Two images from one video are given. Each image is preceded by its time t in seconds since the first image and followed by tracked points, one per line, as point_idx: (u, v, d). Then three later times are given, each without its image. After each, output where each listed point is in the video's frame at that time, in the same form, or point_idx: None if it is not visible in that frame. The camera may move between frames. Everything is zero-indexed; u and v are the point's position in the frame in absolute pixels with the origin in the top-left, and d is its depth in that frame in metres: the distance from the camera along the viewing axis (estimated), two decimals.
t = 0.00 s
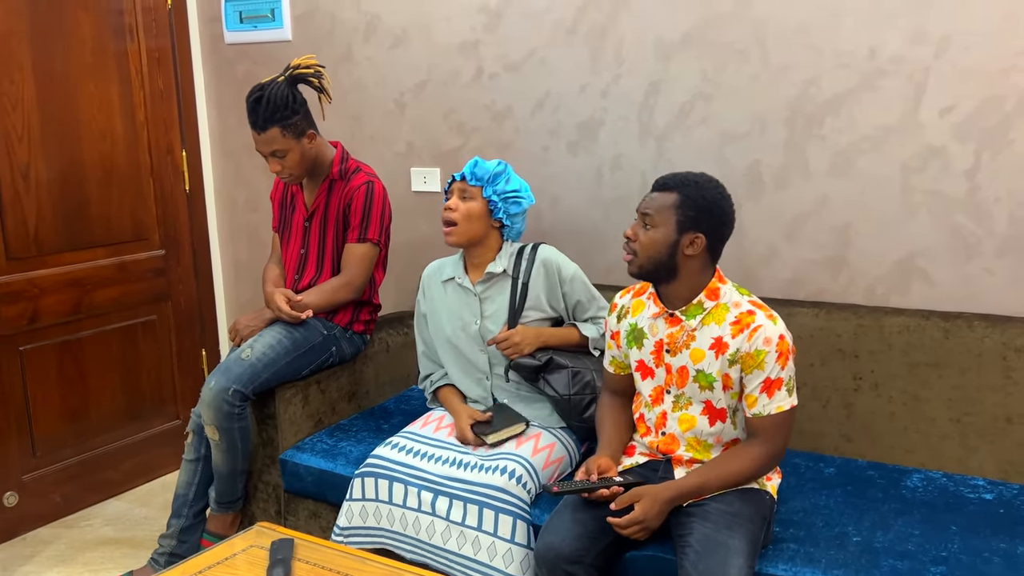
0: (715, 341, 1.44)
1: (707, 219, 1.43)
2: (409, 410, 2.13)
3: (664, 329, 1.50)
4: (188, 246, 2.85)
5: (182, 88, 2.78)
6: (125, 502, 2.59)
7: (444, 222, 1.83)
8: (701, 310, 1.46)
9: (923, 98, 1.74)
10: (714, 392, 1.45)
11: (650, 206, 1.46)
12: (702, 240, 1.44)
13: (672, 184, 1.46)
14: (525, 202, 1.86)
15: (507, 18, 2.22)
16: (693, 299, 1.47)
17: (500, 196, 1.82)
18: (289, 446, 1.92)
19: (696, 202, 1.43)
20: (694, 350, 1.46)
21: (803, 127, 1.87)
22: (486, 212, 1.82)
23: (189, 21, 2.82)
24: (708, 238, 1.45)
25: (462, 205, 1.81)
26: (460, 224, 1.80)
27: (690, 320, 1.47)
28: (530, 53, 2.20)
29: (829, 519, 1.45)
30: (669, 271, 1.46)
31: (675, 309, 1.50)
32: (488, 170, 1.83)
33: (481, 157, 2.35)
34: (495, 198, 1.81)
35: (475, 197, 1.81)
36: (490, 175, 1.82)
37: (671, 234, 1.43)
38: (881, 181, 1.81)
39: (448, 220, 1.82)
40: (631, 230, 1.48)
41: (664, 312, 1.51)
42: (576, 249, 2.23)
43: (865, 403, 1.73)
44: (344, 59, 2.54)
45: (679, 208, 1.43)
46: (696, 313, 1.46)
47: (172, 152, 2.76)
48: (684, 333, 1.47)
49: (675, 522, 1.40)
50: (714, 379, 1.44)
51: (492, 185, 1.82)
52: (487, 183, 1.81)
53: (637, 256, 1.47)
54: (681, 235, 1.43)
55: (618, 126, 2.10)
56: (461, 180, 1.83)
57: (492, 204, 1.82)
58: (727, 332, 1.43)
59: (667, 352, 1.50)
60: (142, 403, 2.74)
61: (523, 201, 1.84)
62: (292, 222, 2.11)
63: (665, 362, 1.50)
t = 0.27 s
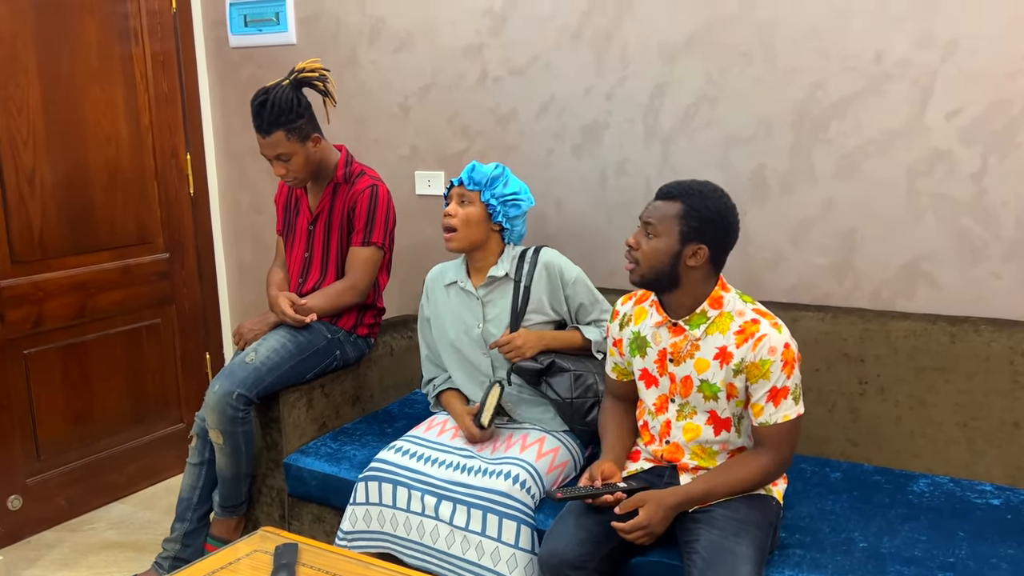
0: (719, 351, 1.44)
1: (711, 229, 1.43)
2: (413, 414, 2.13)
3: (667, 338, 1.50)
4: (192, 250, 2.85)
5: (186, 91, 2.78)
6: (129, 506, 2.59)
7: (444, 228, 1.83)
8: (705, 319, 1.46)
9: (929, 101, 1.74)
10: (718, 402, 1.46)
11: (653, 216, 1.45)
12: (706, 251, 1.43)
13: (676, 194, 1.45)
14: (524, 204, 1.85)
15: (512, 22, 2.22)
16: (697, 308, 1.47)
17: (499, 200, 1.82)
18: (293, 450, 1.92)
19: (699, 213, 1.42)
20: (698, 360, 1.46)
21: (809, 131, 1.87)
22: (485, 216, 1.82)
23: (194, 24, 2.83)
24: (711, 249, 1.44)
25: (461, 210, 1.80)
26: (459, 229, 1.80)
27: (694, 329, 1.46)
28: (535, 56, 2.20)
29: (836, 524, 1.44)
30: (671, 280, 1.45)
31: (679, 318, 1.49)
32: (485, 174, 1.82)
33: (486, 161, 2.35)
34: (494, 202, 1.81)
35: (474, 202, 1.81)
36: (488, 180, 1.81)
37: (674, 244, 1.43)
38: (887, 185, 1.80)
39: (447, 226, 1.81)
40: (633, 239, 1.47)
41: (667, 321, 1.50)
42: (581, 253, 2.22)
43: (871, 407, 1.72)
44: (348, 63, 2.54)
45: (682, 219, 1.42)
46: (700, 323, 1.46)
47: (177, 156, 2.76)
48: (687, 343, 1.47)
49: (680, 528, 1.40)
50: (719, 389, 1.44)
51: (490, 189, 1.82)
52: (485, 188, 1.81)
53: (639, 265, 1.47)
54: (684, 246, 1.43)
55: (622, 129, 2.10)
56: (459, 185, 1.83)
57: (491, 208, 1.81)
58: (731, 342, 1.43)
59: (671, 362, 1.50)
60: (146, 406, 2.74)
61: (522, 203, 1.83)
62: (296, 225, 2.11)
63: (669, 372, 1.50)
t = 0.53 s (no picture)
0: (723, 355, 1.44)
1: (716, 234, 1.43)
2: (416, 417, 2.13)
3: (671, 341, 1.50)
4: (196, 253, 2.87)
5: (191, 95, 2.80)
6: (133, 508, 2.60)
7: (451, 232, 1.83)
8: (709, 323, 1.46)
9: (931, 105, 1.74)
10: (721, 406, 1.46)
11: (658, 220, 1.45)
12: (710, 255, 1.43)
13: (681, 198, 1.45)
14: (531, 208, 1.85)
15: (515, 25, 2.22)
16: (701, 312, 1.47)
17: (506, 204, 1.82)
18: (295, 452, 1.93)
19: (704, 217, 1.42)
20: (701, 363, 1.46)
21: (811, 134, 1.87)
22: (491, 220, 1.83)
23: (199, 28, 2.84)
24: (716, 254, 1.44)
25: (467, 215, 1.81)
26: (465, 233, 1.81)
27: (698, 333, 1.47)
28: (537, 60, 2.21)
29: (837, 528, 1.44)
30: (674, 284, 1.46)
31: (683, 322, 1.49)
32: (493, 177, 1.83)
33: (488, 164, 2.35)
34: (501, 206, 1.81)
35: (480, 206, 1.81)
36: (494, 183, 1.81)
37: (679, 249, 1.43)
38: (888, 188, 1.80)
39: (454, 230, 1.82)
40: (637, 243, 1.47)
41: (671, 325, 1.51)
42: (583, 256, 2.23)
43: (873, 411, 1.72)
44: (352, 66, 2.55)
45: (687, 223, 1.42)
46: (704, 326, 1.46)
47: (182, 159, 2.78)
48: (691, 346, 1.48)
49: (681, 531, 1.40)
50: (722, 393, 1.45)
51: (497, 192, 1.82)
52: (491, 191, 1.81)
53: (643, 268, 1.47)
54: (688, 250, 1.43)
55: (624, 133, 2.11)
56: (466, 189, 1.83)
57: (497, 212, 1.81)
58: (735, 346, 1.43)
59: (674, 365, 1.50)
60: (150, 408, 2.75)
61: (529, 207, 1.83)
62: (298, 229, 2.11)
63: (673, 375, 1.50)
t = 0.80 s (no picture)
0: (722, 354, 1.44)
1: (716, 234, 1.44)
2: (417, 418, 2.14)
3: (671, 341, 1.51)
4: (201, 255, 2.89)
5: (196, 98, 2.82)
6: (137, 508, 2.62)
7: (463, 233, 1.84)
8: (709, 323, 1.47)
9: (930, 107, 1.74)
10: (719, 406, 1.46)
11: (659, 219, 1.46)
12: (710, 255, 1.44)
13: (682, 198, 1.46)
14: (544, 212, 1.85)
15: (517, 28, 2.24)
16: (701, 311, 1.48)
17: (519, 208, 1.83)
18: (297, 453, 1.94)
19: (705, 217, 1.43)
20: (701, 363, 1.47)
21: (810, 136, 1.87)
22: (504, 223, 1.83)
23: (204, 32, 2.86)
24: (716, 254, 1.45)
25: (480, 217, 1.82)
26: (477, 235, 1.82)
27: (697, 332, 1.47)
28: (538, 63, 2.22)
29: (833, 529, 1.44)
30: (674, 283, 1.46)
31: (684, 321, 1.50)
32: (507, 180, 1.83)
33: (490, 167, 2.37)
34: (513, 209, 1.82)
35: (493, 209, 1.82)
36: (508, 186, 1.82)
37: (679, 248, 1.44)
38: (888, 190, 1.80)
39: (466, 232, 1.83)
40: (639, 242, 1.48)
41: (671, 324, 1.51)
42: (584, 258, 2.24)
43: (872, 413, 1.72)
44: (355, 70, 2.57)
45: (687, 222, 1.43)
46: (703, 326, 1.47)
47: (186, 162, 2.80)
48: (691, 345, 1.48)
49: (678, 531, 1.41)
50: (721, 393, 1.45)
51: (510, 196, 1.82)
52: (504, 194, 1.82)
53: (643, 268, 1.47)
54: (688, 250, 1.44)
55: (625, 136, 2.11)
56: (479, 190, 1.83)
57: (509, 215, 1.82)
58: (734, 346, 1.43)
59: (674, 364, 1.50)
60: (154, 409, 2.77)
61: (542, 211, 1.83)
62: (300, 230, 2.13)
63: (672, 374, 1.50)
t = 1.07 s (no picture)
0: (720, 355, 1.45)
1: (714, 234, 1.45)
2: (421, 419, 2.16)
3: (670, 341, 1.52)
4: (209, 257, 2.91)
5: (204, 101, 2.85)
6: (144, 508, 2.64)
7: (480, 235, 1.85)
8: (707, 324, 1.47)
9: (932, 110, 1.74)
10: (719, 406, 1.47)
11: (658, 220, 1.47)
12: (707, 255, 1.45)
13: (681, 199, 1.47)
14: (561, 218, 1.86)
15: (521, 32, 2.25)
16: (699, 312, 1.49)
17: (536, 212, 1.83)
18: (301, 453, 1.96)
19: (703, 218, 1.44)
20: (700, 363, 1.47)
21: (813, 139, 1.88)
22: (521, 227, 1.84)
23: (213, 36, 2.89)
24: (713, 254, 1.46)
25: (497, 220, 1.83)
26: (494, 238, 1.83)
27: (696, 333, 1.48)
28: (542, 66, 2.23)
29: (833, 531, 1.45)
30: (673, 284, 1.47)
31: (682, 322, 1.51)
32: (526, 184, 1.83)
33: (495, 169, 2.38)
34: (531, 213, 1.82)
35: (511, 212, 1.82)
36: (527, 191, 1.82)
37: (677, 248, 1.45)
38: (890, 193, 1.81)
39: (484, 234, 1.84)
40: (637, 243, 1.49)
41: (670, 325, 1.52)
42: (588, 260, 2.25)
43: (874, 415, 1.72)
44: (362, 73, 2.59)
45: (686, 223, 1.44)
46: (702, 326, 1.48)
47: (195, 164, 2.83)
48: (689, 346, 1.49)
49: (677, 533, 1.42)
50: (719, 393, 1.46)
51: (529, 200, 1.83)
52: (523, 199, 1.82)
53: (642, 268, 1.48)
54: (686, 250, 1.45)
55: (628, 138, 2.12)
56: (498, 193, 1.84)
57: (527, 219, 1.83)
58: (732, 346, 1.44)
59: (674, 365, 1.51)
60: (162, 410, 2.79)
61: (559, 217, 1.84)
62: (305, 232, 2.15)
63: (672, 375, 1.51)
